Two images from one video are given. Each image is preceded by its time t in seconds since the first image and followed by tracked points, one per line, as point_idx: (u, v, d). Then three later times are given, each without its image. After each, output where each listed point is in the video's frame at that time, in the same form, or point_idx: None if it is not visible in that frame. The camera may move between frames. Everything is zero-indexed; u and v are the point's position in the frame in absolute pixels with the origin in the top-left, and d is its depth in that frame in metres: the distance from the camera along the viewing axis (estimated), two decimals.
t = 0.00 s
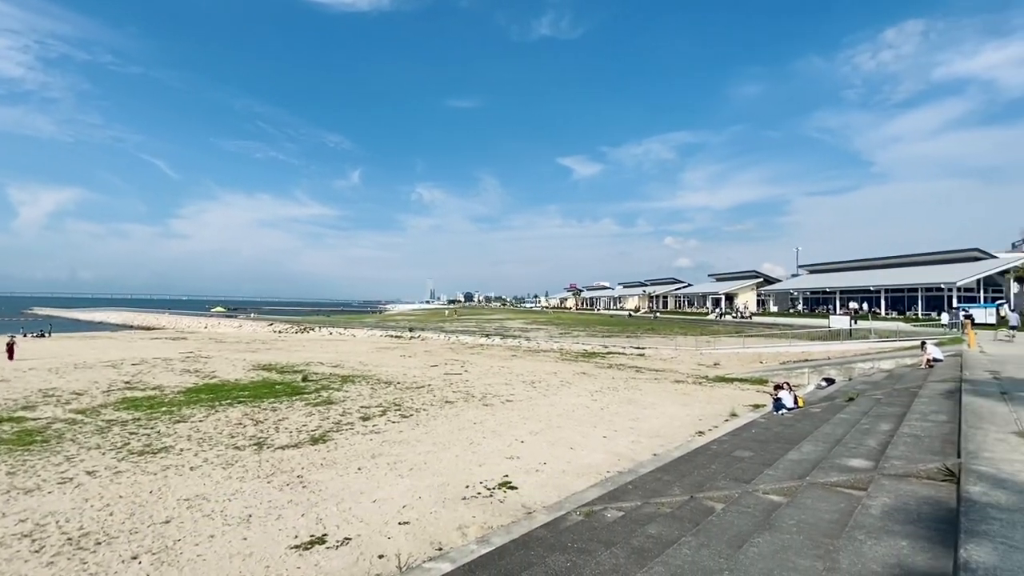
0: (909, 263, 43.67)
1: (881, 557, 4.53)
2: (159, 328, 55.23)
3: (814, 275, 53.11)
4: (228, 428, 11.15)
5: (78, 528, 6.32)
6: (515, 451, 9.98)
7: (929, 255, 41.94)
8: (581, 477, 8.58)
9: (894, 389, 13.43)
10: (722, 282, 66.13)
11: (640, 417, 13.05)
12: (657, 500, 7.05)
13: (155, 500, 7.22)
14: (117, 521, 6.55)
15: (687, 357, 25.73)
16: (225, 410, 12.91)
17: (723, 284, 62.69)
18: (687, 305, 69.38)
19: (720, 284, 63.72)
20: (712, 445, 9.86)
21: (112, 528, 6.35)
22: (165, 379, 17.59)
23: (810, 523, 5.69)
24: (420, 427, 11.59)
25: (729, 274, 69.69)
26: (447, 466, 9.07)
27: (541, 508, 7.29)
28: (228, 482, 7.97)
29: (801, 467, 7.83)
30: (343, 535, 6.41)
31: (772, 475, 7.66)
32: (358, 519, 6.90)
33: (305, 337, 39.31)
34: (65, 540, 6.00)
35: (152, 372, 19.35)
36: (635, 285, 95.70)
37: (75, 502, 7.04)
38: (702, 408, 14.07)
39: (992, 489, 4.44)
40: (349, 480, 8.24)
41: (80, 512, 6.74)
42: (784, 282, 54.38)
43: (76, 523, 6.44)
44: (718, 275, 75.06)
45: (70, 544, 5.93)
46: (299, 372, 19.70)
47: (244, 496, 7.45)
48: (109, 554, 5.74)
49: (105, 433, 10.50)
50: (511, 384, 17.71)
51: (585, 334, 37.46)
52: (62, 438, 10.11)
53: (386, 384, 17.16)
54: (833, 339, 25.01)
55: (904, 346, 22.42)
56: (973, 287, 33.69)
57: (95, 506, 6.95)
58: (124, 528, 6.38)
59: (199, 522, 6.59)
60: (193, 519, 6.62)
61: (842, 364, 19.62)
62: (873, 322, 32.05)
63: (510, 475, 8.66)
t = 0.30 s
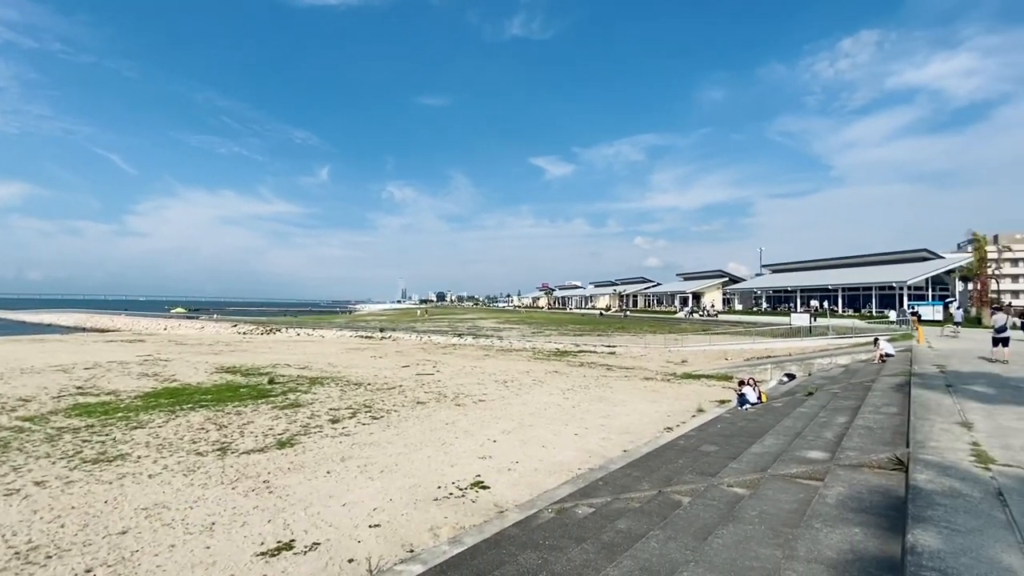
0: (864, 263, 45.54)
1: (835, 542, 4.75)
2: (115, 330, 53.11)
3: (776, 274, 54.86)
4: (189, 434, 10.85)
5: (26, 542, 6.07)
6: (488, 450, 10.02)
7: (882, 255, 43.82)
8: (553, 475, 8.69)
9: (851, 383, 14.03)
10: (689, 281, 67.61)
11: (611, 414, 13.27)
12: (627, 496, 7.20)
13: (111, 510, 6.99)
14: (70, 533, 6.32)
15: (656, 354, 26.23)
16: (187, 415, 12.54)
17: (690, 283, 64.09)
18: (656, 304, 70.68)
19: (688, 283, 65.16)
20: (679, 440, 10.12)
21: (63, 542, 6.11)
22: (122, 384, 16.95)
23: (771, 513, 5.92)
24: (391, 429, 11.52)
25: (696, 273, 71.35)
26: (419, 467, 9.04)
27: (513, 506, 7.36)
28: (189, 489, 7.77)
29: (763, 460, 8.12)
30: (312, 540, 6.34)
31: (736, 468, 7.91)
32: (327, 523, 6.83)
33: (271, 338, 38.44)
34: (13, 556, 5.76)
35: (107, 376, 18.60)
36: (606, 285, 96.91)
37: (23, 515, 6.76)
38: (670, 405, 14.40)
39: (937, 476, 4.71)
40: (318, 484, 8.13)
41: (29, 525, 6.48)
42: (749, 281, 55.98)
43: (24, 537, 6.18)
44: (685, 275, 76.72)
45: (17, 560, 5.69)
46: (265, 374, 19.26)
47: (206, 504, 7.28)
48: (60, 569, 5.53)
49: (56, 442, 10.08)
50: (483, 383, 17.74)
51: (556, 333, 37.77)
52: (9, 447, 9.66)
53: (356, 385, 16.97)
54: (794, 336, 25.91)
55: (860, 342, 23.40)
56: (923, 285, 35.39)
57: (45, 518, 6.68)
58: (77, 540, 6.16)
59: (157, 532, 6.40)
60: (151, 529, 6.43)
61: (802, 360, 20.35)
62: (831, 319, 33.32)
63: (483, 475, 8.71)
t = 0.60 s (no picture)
0: (823, 263, 47.25)
1: (793, 531, 4.93)
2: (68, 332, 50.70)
3: (741, 273, 56.40)
4: (148, 439, 10.48)
5: None
6: (459, 450, 10.01)
7: (840, 255, 45.60)
8: (524, 473, 8.74)
9: (810, 377, 14.56)
10: (658, 280, 68.86)
11: (581, 411, 13.43)
12: (597, 492, 7.31)
13: (62, 520, 6.71)
14: (17, 546, 6.05)
15: (626, 352, 26.62)
16: (145, 420, 12.10)
17: (659, 282, 65.26)
18: (626, 302, 71.71)
19: (657, 282, 66.35)
20: (648, 436, 10.32)
21: (9, 555, 5.84)
22: (76, 388, 16.23)
23: (734, 505, 6.10)
24: (361, 430, 11.38)
25: (665, 273, 72.71)
26: (390, 468, 8.97)
27: (484, 505, 7.38)
28: (148, 497, 7.51)
29: (728, 454, 8.36)
30: (278, 545, 6.22)
31: (702, 462, 8.12)
32: (295, 527, 6.71)
33: (236, 339, 37.45)
34: None
35: (58, 381, 17.76)
36: (577, 284, 97.81)
37: None
38: (640, 401, 14.65)
39: (888, 465, 4.93)
40: (285, 489, 7.97)
41: None
42: (715, 280, 57.36)
43: None
44: (654, 274, 78.07)
45: None
46: (229, 376, 18.74)
47: (166, 512, 7.05)
48: None
49: (2, 450, 9.60)
50: (455, 383, 17.70)
51: (527, 332, 37.92)
52: None
53: (325, 387, 16.69)
54: (758, 333, 26.69)
55: (819, 338, 24.28)
56: (877, 283, 36.96)
57: None
58: (25, 553, 5.90)
59: (112, 543, 6.17)
60: (106, 540, 6.20)
61: (766, 356, 21.00)
62: (792, 317, 34.47)
63: (454, 474, 8.70)
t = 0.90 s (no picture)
0: (785, 263, 48.77)
1: (754, 522, 5.08)
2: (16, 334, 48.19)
3: (708, 272, 57.72)
4: (103, 445, 10.07)
5: None
6: (430, 451, 9.96)
7: (801, 255, 47.15)
8: (495, 472, 8.74)
9: (773, 374, 15.01)
10: (628, 280, 69.88)
11: (552, 409, 13.52)
12: (567, 489, 7.37)
13: (9, 532, 6.38)
14: None
15: (597, 351, 26.93)
16: (100, 425, 11.62)
17: (629, 282, 66.23)
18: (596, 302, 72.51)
19: (627, 282, 67.30)
20: (617, 433, 10.47)
21: None
22: (25, 394, 15.46)
23: (698, 498, 6.25)
24: (329, 433, 11.19)
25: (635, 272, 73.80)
26: (359, 471, 8.84)
27: (455, 505, 7.35)
28: (103, 506, 7.22)
29: (694, 449, 8.55)
30: (242, 552, 6.07)
31: (669, 457, 8.29)
32: (259, 533, 6.56)
33: (198, 341, 36.24)
34: None
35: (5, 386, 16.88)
36: (548, 283, 98.37)
37: None
38: (610, 399, 14.85)
39: (843, 457, 5.13)
40: (249, 494, 7.77)
41: None
42: (683, 279, 58.54)
43: None
44: (624, 274, 79.17)
45: None
46: (191, 379, 18.15)
47: (122, 521, 6.79)
48: None
49: None
50: (427, 383, 17.58)
51: (499, 332, 37.92)
52: None
53: (292, 389, 16.33)
54: (724, 331, 27.38)
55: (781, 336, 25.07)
56: (835, 283, 38.38)
57: None
58: None
59: (63, 555, 5.90)
60: (58, 552, 5.93)
61: (731, 354, 21.56)
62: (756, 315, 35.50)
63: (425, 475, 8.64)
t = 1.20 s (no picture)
0: (750, 264, 50.13)
1: (718, 515, 5.21)
2: None
3: (677, 273, 58.88)
4: (53, 453, 9.62)
5: None
6: (400, 453, 9.86)
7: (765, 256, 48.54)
8: (466, 473, 8.73)
9: (737, 371, 15.43)
10: (599, 280, 70.68)
11: (524, 409, 13.57)
12: (537, 488, 7.41)
13: None
14: None
15: (568, 350, 27.14)
16: (50, 432, 11.09)
17: (600, 282, 66.99)
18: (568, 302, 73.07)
19: (598, 282, 68.07)
20: (588, 431, 10.58)
21: None
22: None
23: (665, 494, 6.37)
24: (296, 436, 10.96)
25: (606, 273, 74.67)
26: (327, 475, 8.69)
27: (425, 507, 7.30)
28: (54, 516, 6.91)
29: (662, 445, 8.71)
30: (203, 561, 5.90)
31: (638, 454, 8.42)
32: (222, 541, 6.38)
33: (158, 343, 34.95)
34: None
35: None
36: (520, 283, 98.69)
37: None
38: (581, 398, 14.99)
39: (801, 451, 5.31)
40: (211, 501, 7.54)
41: None
42: (652, 280, 59.53)
43: None
44: (595, 275, 80.06)
45: None
46: (150, 383, 17.49)
47: (75, 532, 6.50)
48: None
49: None
50: (398, 384, 17.39)
51: (471, 332, 37.81)
52: None
53: (257, 392, 15.92)
54: (692, 330, 27.97)
55: (746, 335, 25.76)
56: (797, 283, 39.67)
57: None
58: None
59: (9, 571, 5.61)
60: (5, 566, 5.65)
61: (698, 352, 22.03)
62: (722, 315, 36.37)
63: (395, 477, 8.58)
